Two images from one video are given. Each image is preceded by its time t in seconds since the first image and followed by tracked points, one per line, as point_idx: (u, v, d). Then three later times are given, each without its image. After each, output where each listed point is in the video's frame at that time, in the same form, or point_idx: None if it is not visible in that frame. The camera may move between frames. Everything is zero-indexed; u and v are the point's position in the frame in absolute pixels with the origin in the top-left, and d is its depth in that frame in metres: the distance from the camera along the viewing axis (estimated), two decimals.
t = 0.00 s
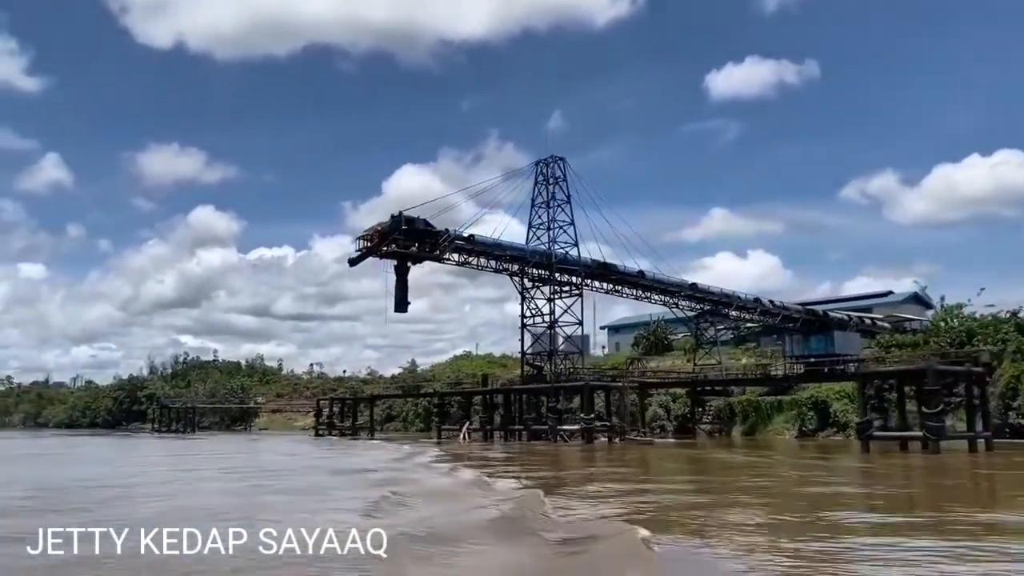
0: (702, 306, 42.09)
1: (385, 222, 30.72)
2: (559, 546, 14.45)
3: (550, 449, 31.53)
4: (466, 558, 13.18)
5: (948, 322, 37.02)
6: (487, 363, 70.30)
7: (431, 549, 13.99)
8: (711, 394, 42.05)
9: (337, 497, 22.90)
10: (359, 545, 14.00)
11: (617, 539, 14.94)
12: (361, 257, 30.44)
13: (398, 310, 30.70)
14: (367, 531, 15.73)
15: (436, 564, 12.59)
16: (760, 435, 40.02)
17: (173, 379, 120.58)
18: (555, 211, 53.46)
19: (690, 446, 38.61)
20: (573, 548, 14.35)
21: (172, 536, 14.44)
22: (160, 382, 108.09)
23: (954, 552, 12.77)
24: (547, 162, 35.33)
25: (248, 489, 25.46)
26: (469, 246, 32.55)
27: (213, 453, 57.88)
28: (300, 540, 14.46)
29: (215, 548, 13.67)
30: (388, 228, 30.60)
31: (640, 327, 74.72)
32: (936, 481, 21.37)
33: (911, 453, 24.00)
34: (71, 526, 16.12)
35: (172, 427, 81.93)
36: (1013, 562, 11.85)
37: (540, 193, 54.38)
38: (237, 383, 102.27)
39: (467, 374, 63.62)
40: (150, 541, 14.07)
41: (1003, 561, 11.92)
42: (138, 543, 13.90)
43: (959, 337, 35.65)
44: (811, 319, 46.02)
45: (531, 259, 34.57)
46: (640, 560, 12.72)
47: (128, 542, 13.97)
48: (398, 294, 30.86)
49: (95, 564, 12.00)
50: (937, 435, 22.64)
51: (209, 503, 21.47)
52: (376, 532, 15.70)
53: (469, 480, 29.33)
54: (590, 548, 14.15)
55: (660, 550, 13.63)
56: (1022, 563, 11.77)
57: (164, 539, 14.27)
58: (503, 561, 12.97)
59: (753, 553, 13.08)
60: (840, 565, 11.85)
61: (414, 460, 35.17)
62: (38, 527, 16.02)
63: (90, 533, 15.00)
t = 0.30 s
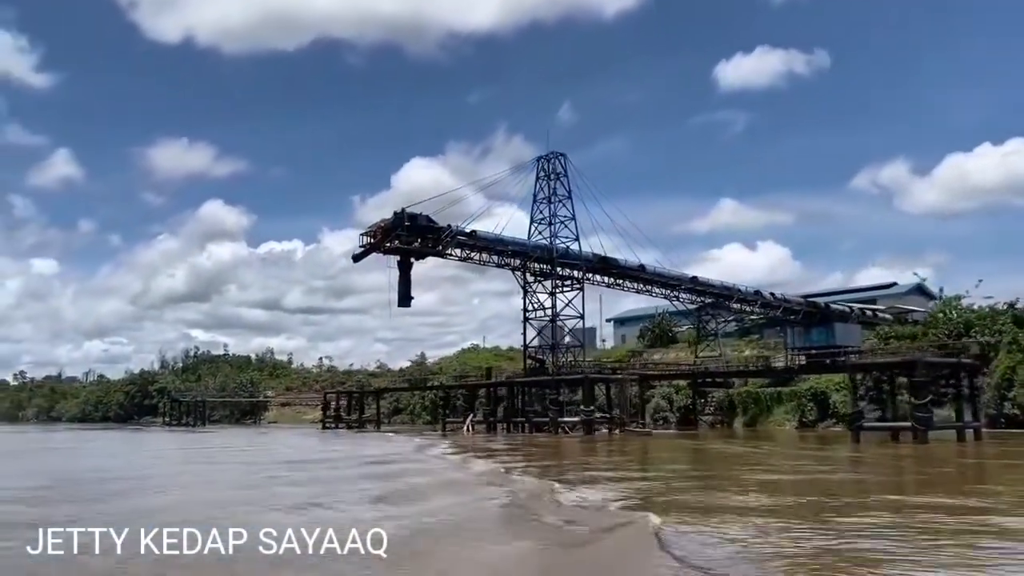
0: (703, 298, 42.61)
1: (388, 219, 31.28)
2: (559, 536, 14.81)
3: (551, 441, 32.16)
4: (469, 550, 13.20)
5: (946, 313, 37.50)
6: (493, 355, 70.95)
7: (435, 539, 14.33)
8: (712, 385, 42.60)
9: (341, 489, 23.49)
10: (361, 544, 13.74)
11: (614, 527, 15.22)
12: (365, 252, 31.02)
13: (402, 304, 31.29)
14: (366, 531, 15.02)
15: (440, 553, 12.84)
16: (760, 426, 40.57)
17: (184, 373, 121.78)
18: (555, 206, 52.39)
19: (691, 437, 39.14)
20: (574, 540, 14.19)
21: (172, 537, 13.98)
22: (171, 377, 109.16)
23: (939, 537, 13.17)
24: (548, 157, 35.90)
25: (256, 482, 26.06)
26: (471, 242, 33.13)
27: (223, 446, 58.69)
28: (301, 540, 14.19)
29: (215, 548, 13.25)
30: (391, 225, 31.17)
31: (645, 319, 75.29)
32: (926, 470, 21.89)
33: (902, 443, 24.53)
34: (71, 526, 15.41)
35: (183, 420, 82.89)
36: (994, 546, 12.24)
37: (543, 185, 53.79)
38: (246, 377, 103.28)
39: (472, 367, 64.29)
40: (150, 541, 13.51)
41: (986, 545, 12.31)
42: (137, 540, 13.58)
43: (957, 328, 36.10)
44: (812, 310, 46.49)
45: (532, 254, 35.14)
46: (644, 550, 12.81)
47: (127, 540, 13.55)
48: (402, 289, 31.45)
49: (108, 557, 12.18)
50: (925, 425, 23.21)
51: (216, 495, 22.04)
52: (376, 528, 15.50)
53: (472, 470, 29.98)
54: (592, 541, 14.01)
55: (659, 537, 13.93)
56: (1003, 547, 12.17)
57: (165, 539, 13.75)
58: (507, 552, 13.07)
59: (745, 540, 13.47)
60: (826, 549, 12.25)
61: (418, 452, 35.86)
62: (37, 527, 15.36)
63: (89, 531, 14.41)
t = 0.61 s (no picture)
0: (699, 293, 43.11)
1: (386, 217, 31.84)
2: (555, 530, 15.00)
3: (547, 435, 32.68)
4: (469, 549, 13.20)
5: (938, 307, 37.93)
6: (494, 351, 71.58)
7: (432, 534, 14.57)
8: (708, 379, 43.09)
9: (340, 484, 23.97)
10: (360, 545, 13.47)
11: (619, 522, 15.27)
12: (364, 250, 31.55)
13: (400, 302, 31.82)
14: (366, 531, 14.77)
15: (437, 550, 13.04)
16: (756, 419, 41.08)
17: (190, 370, 122.62)
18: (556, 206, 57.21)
19: (688, 431, 39.65)
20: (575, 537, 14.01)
21: (171, 537, 14.19)
22: (176, 373, 110.09)
23: (917, 527, 13.60)
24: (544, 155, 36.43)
25: (257, 478, 26.56)
26: (468, 239, 33.68)
27: (227, 442, 59.35)
28: (300, 540, 14.01)
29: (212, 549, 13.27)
30: (389, 223, 31.71)
31: (645, 314, 75.86)
32: (911, 462, 22.35)
33: (888, 435, 25.01)
34: (72, 526, 15.56)
35: (187, 417, 83.60)
36: (970, 535, 12.64)
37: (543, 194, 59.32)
38: (250, 373, 104.06)
39: (473, 362, 64.92)
40: (150, 541, 13.76)
41: (962, 535, 12.69)
42: (138, 539, 13.90)
43: (948, 322, 36.53)
44: (808, 304, 46.97)
45: (529, 251, 35.66)
46: (635, 544, 13.03)
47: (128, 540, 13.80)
48: (400, 286, 31.99)
49: (109, 553, 12.65)
50: (908, 417, 23.76)
51: (218, 490, 22.50)
52: (376, 526, 15.41)
53: (469, 464, 30.55)
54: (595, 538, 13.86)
55: (660, 531, 14.01)
56: (979, 537, 12.55)
57: (165, 539, 13.96)
58: (507, 550, 13.15)
59: (733, 531, 13.82)
60: (810, 541, 12.55)
61: (418, 447, 36.46)
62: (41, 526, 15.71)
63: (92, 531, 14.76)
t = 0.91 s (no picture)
0: (688, 290, 43.76)
1: (377, 218, 32.46)
2: (549, 525, 15.26)
3: (538, 430, 33.32)
4: (467, 546, 13.32)
5: (923, 302, 38.62)
6: (489, 348, 72.19)
7: (430, 531, 14.71)
8: (697, 374, 43.75)
9: (335, 481, 24.50)
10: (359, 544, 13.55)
11: (617, 519, 15.36)
12: (355, 250, 32.15)
13: (392, 301, 32.41)
14: (366, 531, 14.73)
15: (435, 548, 13.15)
16: (744, 413, 41.77)
17: (188, 369, 123.08)
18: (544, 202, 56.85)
19: (678, 425, 40.29)
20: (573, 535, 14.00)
21: (171, 536, 14.49)
22: (174, 372, 110.68)
23: (887, 515, 14.14)
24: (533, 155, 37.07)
25: (255, 476, 27.09)
26: (458, 239, 34.30)
27: (224, 440, 59.83)
28: (300, 541, 14.03)
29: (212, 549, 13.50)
30: (380, 224, 32.32)
31: (639, 310, 76.48)
32: (888, 453, 22.98)
33: (867, 427, 25.67)
34: (75, 525, 15.94)
35: (185, 416, 84.07)
36: (946, 523, 13.05)
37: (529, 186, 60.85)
38: (247, 371, 104.56)
39: (467, 359, 65.51)
40: (150, 541, 14.12)
41: (939, 522, 13.11)
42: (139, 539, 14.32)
43: (932, 316, 37.20)
44: (796, 300, 47.65)
45: (519, 250, 36.28)
46: (617, 536, 13.50)
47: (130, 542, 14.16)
48: (391, 285, 32.59)
49: (110, 553, 13.05)
50: (884, 410, 24.45)
51: (215, 488, 22.96)
52: (374, 524, 15.62)
53: (461, 459, 31.16)
54: (593, 536, 13.83)
55: (659, 526, 14.08)
56: (955, 524, 12.97)
57: (165, 539, 14.28)
58: (501, 545, 13.37)
59: (711, 523, 14.31)
60: (795, 534, 12.89)
61: (411, 443, 37.06)
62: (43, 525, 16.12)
63: (93, 531, 15.19)
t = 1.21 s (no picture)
0: (671, 288, 44.37)
1: (361, 220, 32.89)
2: (544, 522, 15.35)
3: (522, 428, 33.81)
4: (466, 544, 13.33)
5: (901, 298, 39.30)
6: (477, 346, 72.73)
7: (428, 529, 14.69)
8: (679, 370, 44.32)
9: (322, 480, 24.85)
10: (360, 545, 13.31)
11: (619, 515, 15.15)
12: (341, 252, 32.58)
13: (377, 301, 32.83)
14: (367, 531, 14.61)
15: (434, 546, 13.16)
16: (728, 409, 42.40)
17: (178, 369, 123.02)
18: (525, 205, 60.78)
19: (662, 421, 40.81)
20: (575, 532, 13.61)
21: (171, 537, 14.60)
22: (164, 373, 110.89)
23: (862, 505, 14.54)
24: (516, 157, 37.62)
25: (244, 476, 27.36)
26: (442, 240, 34.78)
27: (213, 440, 60.04)
28: (300, 540, 14.02)
29: (213, 548, 13.59)
30: (365, 226, 32.75)
31: (626, 307, 77.21)
32: (861, 446, 23.57)
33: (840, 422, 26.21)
34: (74, 525, 16.15)
35: (175, 416, 84.33)
36: (927, 513, 13.31)
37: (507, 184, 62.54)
38: (238, 372, 104.74)
39: (456, 358, 66.00)
40: (150, 542, 14.24)
41: (920, 512, 13.36)
42: (139, 539, 14.44)
43: (910, 312, 37.88)
44: (778, 297, 48.33)
45: (503, 250, 36.80)
46: (605, 530, 13.80)
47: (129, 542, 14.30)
48: (377, 286, 33.03)
49: (110, 553, 13.25)
50: (856, 406, 25.05)
51: (207, 488, 23.17)
52: (372, 523, 15.72)
53: (448, 456, 31.61)
54: (590, 533, 13.78)
55: (646, 519, 14.41)
56: (936, 513, 13.22)
57: (165, 540, 14.38)
58: (499, 542, 13.45)
59: (695, 516, 14.68)
60: (783, 527, 13.06)
61: (400, 441, 37.49)
62: (42, 525, 16.34)
63: (92, 531, 15.40)
